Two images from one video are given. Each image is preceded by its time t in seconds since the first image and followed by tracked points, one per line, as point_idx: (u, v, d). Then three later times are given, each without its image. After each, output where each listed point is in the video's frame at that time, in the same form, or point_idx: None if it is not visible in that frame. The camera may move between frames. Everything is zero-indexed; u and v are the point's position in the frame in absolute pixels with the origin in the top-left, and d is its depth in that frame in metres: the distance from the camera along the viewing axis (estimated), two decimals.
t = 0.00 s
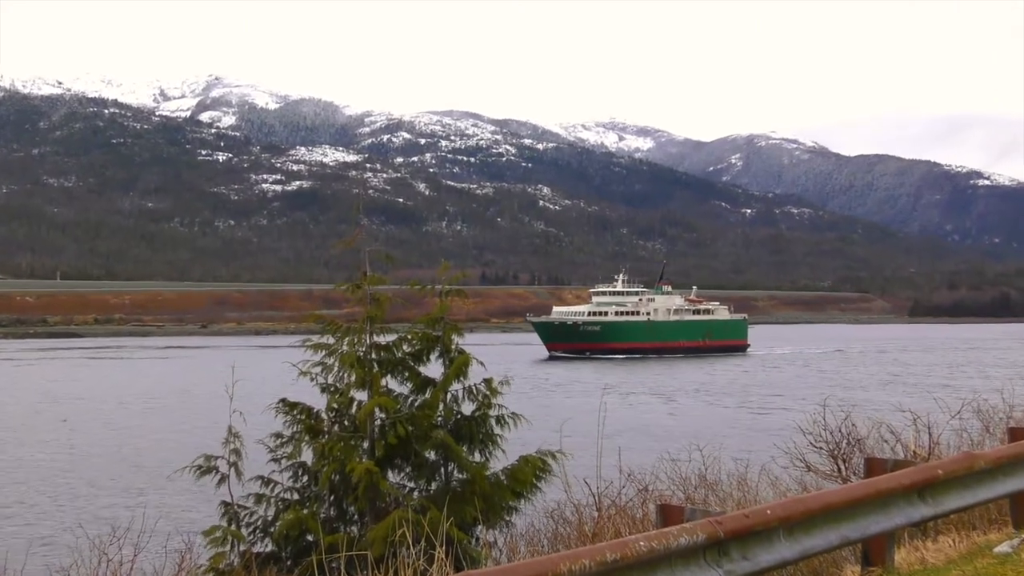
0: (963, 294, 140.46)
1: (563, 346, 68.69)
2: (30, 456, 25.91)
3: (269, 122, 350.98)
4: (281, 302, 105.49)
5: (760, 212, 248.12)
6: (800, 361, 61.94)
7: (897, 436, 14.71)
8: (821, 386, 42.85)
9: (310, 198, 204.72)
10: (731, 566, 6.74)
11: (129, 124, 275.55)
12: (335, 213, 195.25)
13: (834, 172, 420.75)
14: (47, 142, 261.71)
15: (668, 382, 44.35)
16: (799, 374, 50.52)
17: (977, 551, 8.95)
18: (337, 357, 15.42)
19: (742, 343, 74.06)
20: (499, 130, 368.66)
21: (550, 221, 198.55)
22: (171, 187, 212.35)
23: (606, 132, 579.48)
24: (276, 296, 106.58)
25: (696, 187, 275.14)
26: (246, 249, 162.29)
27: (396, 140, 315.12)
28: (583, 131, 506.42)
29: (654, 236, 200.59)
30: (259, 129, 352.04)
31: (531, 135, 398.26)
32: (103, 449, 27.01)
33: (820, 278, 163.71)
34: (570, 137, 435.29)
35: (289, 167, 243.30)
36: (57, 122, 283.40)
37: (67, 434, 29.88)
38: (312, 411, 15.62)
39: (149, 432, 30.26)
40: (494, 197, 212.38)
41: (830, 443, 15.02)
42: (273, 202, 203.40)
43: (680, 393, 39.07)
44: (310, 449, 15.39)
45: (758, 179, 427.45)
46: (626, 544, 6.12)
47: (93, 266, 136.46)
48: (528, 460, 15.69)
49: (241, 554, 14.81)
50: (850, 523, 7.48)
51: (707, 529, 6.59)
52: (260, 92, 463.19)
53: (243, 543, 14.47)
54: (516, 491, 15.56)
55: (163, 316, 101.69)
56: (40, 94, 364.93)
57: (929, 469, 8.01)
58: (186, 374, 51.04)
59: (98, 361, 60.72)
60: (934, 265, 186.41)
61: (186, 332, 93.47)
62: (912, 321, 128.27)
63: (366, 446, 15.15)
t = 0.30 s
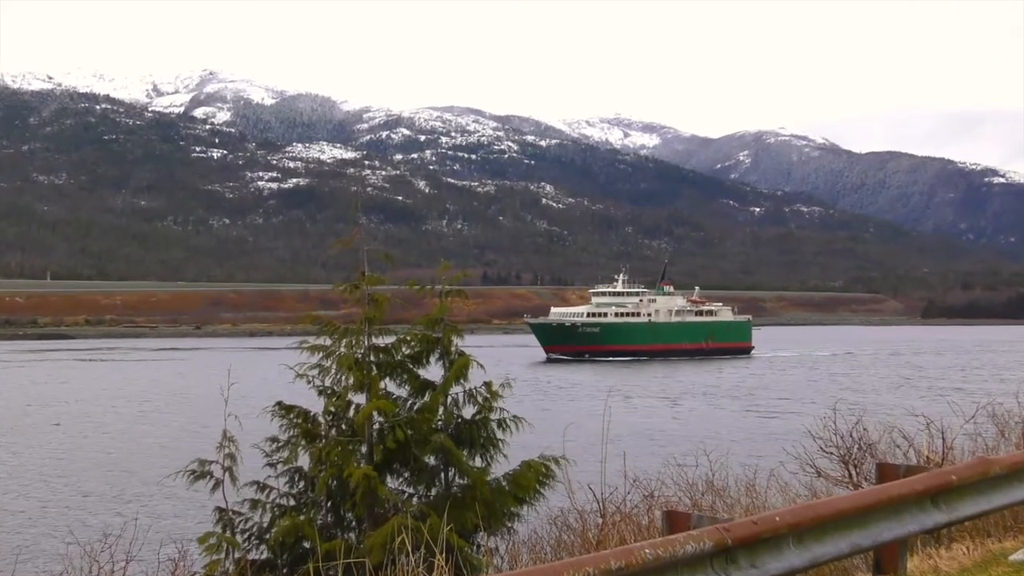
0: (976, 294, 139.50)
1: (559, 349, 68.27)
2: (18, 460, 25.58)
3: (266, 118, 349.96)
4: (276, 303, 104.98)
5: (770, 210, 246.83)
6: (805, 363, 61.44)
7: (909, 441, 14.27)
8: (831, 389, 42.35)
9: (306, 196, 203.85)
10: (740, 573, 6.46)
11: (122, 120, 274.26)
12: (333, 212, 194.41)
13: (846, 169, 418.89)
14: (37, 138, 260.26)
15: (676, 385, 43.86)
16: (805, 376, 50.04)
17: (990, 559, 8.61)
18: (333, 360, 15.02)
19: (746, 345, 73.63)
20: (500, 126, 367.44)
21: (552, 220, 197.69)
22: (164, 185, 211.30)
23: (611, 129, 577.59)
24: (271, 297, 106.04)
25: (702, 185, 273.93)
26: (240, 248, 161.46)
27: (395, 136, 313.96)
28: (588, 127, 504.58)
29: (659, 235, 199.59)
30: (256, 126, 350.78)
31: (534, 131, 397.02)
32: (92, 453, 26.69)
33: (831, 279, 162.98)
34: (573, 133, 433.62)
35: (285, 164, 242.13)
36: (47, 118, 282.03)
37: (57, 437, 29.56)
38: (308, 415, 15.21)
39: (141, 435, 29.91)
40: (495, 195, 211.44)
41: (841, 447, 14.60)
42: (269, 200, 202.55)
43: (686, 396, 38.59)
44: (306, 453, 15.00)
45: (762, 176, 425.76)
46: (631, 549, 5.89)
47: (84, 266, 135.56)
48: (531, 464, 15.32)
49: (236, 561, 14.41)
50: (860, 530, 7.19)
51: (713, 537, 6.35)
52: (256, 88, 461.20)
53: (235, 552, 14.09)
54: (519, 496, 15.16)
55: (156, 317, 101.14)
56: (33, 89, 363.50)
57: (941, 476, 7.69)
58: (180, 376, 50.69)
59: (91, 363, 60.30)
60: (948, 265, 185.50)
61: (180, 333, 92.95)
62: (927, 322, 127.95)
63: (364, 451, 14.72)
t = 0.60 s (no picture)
0: (990, 293, 138.71)
1: (557, 348, 68.08)
2: (6, 464, 25.26)
3: (261, 111, 348.95)
4: (270, 302, 104.43)
5: (778, 206, 245.66)
6: (809, 364, 60.96)
7: (922, 443, 13.83)
8: (840, 391, 41.84)
9: (301, 193, 203.22)
10: None
11: (113, 115, 273.21)
12: (329, 208, 193.76)
13: (856, 164, 417.02)
14: (26, 132, 259.38)
15: (680, 388, 43.45)
16: (810, 377, 49.53)
17: (1006, 566, 8.19)
18: (328, 360, 14.65)
19: (748, 345, 73.22)
20: (501, 119, 366.07)
21: (554, 218, 196.99)
22: (156, 182, 210.57)
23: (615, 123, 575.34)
24: (265, 296, 105.46)
25: (707, 180, 272.85)
26: (234, 246, 160.97)
27: (393, 131, 312.87)
28: (591, 122, 502.69)
29: (664, 232, 198.74)
30: (250, 120, 349.66)
31: (536, 125, 395.59)
32: (79, 456, 26.35)
33: (841, 277, 162.36)
34: (575, 126, 432.23)
35: (280, 160, 241.32)
36: (37, 112, 281.08)
37: (46, 440, 29.24)
38: (304, 416, 14.84)
39: (131, 438, 29.59)
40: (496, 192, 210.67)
41: (851, 449, 14.19)
42: (265, 197, 202.30)
43: (691, 399, 38.12)
44: (301, 457, 14.62)
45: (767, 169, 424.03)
46: (635, 555, 5.53)
47: (74, 265, 134.88)
48: (532, 468, 14.96)
49: (230, 567, 14.03)
50: (871, 535, 6.74)
51: (719, 542, 6.01)
52: (249, 82, 459.95)
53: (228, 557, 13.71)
54: (519, 501, 14.78)
55: (148, 316, 100.70)
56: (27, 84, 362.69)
57: (953, 479, 7.22)
58: (174, 377, 50.40)
59: (83, 364, 60.07)
60: (962, 263, 184.64)
61: (173, 333, 92.57)
62: (938, 323, 127.13)
63: (361, 454, 14.33)
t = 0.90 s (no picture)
0: (1009, 300, 137.34)
1: (556, 358, 67.70)
2: None
3: (257, 112, 347.85)
4: (266, 311, 104.28)
5: (792, 210, 243.85)
6: (815, 374, 60.37)
7: (941, 456, 13.35)
8: (855, 401, 41.19)
9: (298, 195, 202.20)
10: None
11: (103, 116, 271.87)
12: (328, 210, 192.52)
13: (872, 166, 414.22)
14: (13, 132, 257.96)
15: (689, 398, 42.81)
16: (820, 388, 48.92)
17: None
18: (324, 370, 14.13)
19: (756, 354, 72.45)
20: (504, 121, 364.41)
21: (561, 222, 196.07)
22: (148, 184, 209.16)
23: (623, 124, 572.65)
24: (260, 303, 105.31)
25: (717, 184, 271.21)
26: (230, 250, 160.12)
27: (393, 132, 311.43)
28: (597, 125, 500.54)
29: (673, 236, 197.47)
30: (244, 121, 347.81)
31: (540, 126, 393.74)
32: (68, 467, 25.97)
33: (857, 284, 161.45)
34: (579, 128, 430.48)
35: (276, 162, 240.07)
36: (26, 113, 279.72)
37: (35, 451, 28.85)
38: (301, 428, 14.35)
39: (123, 449, 29.21)
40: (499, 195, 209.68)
41: (867, 462, 13.71)
42: (260, 200, 201.23)
43: (700, 409, 37.59)
44: (297, 470, 14.12)
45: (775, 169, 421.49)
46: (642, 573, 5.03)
47: (64, 270, 133.89)
48: (535, 480, 14.46)
49: None
50: (888, 551, 6.08)
51: (730, 557, 5.49)
52: (245, 81, 457.53)
53: (221, 571, 13.17)
54: (523, 516, 14.33)
55: (139, 324, 100.00)
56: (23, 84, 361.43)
57: (971, 492, 6.47)
58: (170, 387, 49.95)
59: (77, 373, 59.53)
60: (980, 270, 183.33)
61: (164, 342, 91.80)
62: (955, 330, 125.90)
63: (360, 466, 13.86)
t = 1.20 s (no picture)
0: None
1: (558, 359, 67.21)
2: None
3: (246, 102, 344.21)
4: (257, 311, 103.51)
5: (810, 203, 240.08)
6: (824, 377, 59.54)
7: (969, 466, 12.47)
8: (877, 406, 40.28)
9: (292, 189, 199.82)
10: None
11: (85, 106, 269.95)
12: (325, 204, 189.92)
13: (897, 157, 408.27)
14: None
15: (701, 402, 42.05)
16: (832, 392, 48.07)
17: None
18: (318, 373, 13.39)
19: (770, 355, 70.79)
20: (508, 111, 360.67)
21: (569, 219, 193.88)
22: (133, 176, 206.75)
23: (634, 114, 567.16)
24: (251, 301, 104.56)
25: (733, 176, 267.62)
26: (221, 247, 158.45)
27: (390, 124, 307.40)
28: (605, 114, 496.10)
29: (686, 233, 194.79)
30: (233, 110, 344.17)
31: (543, 116, 389.23)
32: (59, 475, 25.40)
33: (881, 283, 160.10)
34: (584, 118, 426.03)
35: (267, 154, 237.95)
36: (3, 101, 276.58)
37: (24, 458, 28.28)
38: (293, 433, 13.60)
39: (115, 455, 28.61)
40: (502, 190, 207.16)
41: (890, 469, 12.95)
42: (250, 193, 199.61)
43: (716, 413, 36.80)
44: (290, 478, 13.40)
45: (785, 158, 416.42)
46: None
47: (45, 267, 132.39)
48: (542, 487, 13.60)
49: None
50: (913, 564, 6.70)
51: (749, 569, 6.09)
52: (235, 69, 453.36)
53: None
54: (528, 525, 13.49)
55: (123, 323, 98.91)
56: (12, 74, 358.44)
57: (1008, 502, 7.11)
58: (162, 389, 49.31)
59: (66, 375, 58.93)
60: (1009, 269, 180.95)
61: (148, 342, 90.79)
62: (982, 332, 123.70)
63: (356, 474, 13.18)
